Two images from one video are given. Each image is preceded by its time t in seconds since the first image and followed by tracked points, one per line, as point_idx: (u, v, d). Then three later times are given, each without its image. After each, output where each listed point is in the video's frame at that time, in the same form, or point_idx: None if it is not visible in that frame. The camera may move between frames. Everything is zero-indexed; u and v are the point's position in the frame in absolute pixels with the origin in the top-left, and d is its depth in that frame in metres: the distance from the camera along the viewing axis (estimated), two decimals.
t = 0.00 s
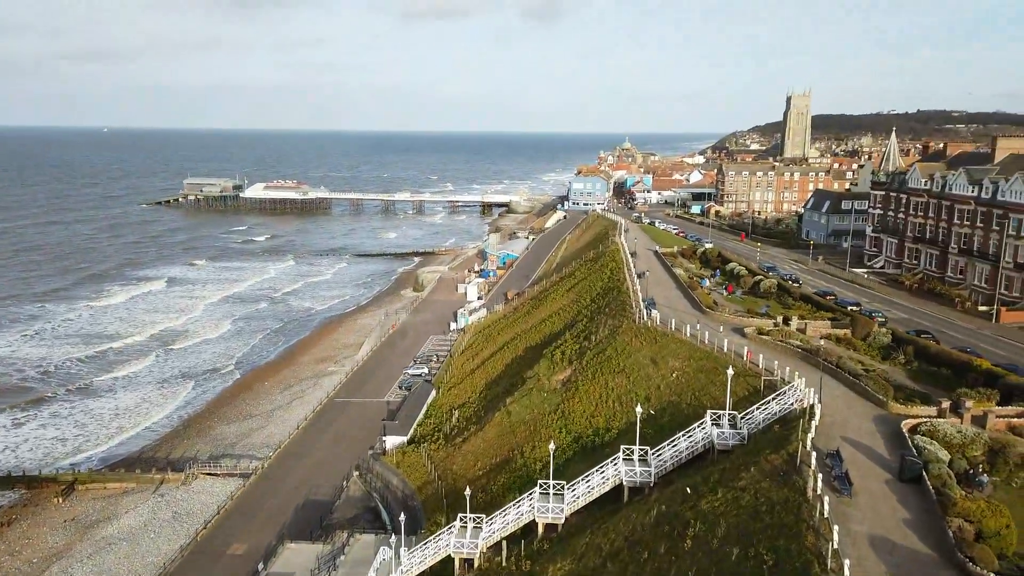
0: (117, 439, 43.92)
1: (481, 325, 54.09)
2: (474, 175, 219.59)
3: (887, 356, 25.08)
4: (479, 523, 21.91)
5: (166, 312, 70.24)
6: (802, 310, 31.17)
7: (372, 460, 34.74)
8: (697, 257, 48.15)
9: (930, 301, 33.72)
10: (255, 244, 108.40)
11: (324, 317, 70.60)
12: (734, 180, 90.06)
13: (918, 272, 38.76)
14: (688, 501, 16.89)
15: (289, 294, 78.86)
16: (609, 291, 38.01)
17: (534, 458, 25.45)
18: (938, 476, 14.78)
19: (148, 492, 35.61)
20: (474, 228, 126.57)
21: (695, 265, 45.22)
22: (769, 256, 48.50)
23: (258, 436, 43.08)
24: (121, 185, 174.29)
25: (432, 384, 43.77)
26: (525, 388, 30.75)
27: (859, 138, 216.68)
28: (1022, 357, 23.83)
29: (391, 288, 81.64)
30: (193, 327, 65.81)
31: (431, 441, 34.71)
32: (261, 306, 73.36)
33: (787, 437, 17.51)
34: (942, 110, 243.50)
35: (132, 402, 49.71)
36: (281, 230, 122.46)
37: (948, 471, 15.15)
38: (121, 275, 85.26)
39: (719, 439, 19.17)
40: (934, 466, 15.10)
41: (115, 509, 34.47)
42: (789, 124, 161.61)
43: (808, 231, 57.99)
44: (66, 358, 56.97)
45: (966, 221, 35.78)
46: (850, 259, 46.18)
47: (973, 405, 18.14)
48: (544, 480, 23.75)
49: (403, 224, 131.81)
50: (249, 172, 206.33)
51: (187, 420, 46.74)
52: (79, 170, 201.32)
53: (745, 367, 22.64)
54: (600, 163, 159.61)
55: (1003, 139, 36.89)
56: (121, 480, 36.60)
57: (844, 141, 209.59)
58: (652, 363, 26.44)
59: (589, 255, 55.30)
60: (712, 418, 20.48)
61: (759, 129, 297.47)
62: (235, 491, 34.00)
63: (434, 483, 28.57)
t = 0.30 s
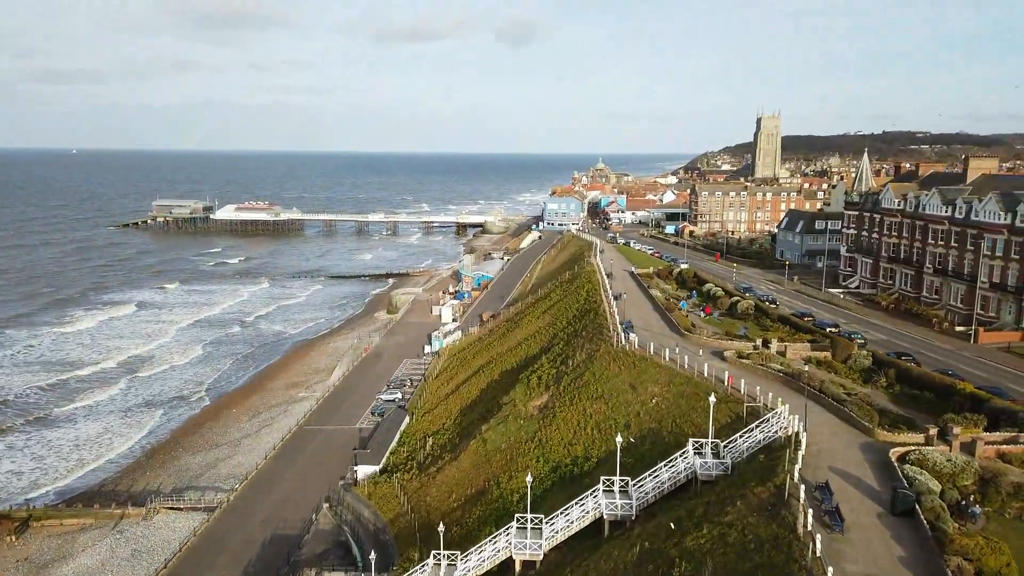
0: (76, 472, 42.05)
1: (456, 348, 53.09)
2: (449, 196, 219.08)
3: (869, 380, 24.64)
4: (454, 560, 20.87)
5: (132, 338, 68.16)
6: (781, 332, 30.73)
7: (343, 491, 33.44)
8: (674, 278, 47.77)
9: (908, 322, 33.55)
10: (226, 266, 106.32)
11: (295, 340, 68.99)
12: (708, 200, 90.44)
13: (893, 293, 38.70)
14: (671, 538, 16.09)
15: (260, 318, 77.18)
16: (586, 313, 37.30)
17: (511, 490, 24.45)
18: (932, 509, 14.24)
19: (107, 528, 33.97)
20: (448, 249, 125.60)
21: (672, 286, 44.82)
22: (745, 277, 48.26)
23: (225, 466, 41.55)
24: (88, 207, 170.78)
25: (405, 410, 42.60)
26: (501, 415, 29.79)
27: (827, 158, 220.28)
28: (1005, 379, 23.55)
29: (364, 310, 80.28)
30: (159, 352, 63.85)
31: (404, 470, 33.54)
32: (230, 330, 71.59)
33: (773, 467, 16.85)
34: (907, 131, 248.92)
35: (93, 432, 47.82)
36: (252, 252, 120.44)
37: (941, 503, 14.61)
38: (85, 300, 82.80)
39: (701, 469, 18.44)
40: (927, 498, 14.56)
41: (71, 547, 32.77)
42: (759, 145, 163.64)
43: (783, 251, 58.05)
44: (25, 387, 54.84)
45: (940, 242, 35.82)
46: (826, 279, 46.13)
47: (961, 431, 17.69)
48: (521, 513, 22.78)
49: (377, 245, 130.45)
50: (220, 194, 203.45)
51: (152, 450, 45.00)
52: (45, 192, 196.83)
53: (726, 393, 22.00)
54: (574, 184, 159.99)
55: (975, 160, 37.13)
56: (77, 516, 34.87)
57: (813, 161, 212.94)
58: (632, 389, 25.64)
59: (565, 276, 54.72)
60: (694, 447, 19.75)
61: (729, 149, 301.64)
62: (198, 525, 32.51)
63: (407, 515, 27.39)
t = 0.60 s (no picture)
0: (32, 500, 40.20)
1: (430, 365, 52.05)
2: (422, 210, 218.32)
3: (850, 397, 24.23)
4: None
5: (94, 358, 65.97)
6: (759, 348, 30.30)
7: (312, 517, 32.21)
8: (650, 292, 47.34)
9: (885, 336, 33.36)
10: (194, 282, 104.03)
11: (265, 358, 67.31)
12: (681, 213, 90.60)
13: (868, 306, 38.62)
14: (656, 570, 15.35)
15: (229, 335, 75.44)
16: (562, 330, 36.60)
17: (487, 516, 23.51)
18: (926, 536, 13.71)
19: (63, 560, 32.34)
20: (422, 263, 124.58)
21: (648, 301, 44.34)
22: (721, 290, 47.99)
23: (190, 491, 40.04)
24: (52, 222, 167.01)
25: (378, 430, 41.46)
26: (475, 437, 28.85)
27: (796, 171, 223.24)
28: (985, 395, 23.32)
29: (336, 326, 78.95)
30: (123, 373, 61.80)
31: (375, 495, 32.40)
32: (198, 348, 69.81)
33: (759, 493, 16.21)
34: (872, 144, 253.71)
35: (51, 457, 45.94)
36: (222, 268, 118.26)
37: (934, 530, 14.10)
38: (47, 319, 80.39)
39: (685, 494, 17.72)
40: (920, 525, 14.02)
41: None
42: (730, 159, 165.50)
43: (757, 264, 58.06)
44: None
45: (915, 255, 35.81)
46: (801, 292, 46.06)
47: (948, 452, 17.24)
48: (497, 542, 21.86)
49: (350, 259, 128.81)
50: (189, 209, 199.86)
51: (113, 475, 43.30)
52: (7, 207, 192.05)
53: (708, 413, 21.37)
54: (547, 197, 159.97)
55: (946, 173, 37.31)
56: (31, 548, 33.19)
57: (782, 174, 215.85)
58: (610, 409, 24.91)
59: (540, 291, 54.08)
60: (676, 470, 19.04)
61: (700, 162, 304.83)
62: (159, 556, 31.04)
63: (378, 543, 26.28)
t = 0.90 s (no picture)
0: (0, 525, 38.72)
1: (414, 381, 51.07)
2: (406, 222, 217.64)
3: (845, 414, 23.64)
4: None
5: (70, 375, 64.30)
6: (751, 364, 29.72)
7: (292, 541, 31.07)
8: (637, 306, 46.78)
9: (877, 350, 32.92)
10: (174, 297, 102.25)
11: (246, 375, 65.89)
12: (666, 226, 90.36)
13: (858, 319, 38.25)
14: None
15: (209, 350, 73.96)
16: (549, 346, 35.86)
17: (473, 542, 22.57)
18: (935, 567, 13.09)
19: None
20: (407, 276, 123.56)
21: (635, 315, 43.74)
22: (708, 304, 47.51)
23: (167, 514, 38.74)
24: (30, 236, 164.36)
25: (361, 448, 40.41)
26: (461, 457, 27.92)
27: (779, 184, 224.74)
28: (982, 412, 22.87)
29: (320, 340, 77.71)
30: (99, 390, 60.21)
31: (358, 518, 31.34)
32: (177, 364, 68.33)
33: (757, 520, 15.52)
34: (853, 157, 256.36)
35: (22, 479, 44.41)
36: (203, 281, 116.58)
37: (943, 560, 13.49)
38: (22, 335, 78.51)
39: (680, 520, 17.02)
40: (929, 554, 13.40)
41: None
42: (713, 172, 166.29)
43: (743, 276, 57.75)
44: None
45: (904, 268, 35.52)
46: (788, 305, 45.68)
47: (951, 474, 16.68)
48: (484, 569, 20.93)
49: (333, 273, 127.48)
50: (171, 222, 197.69)
51: (86, 498, 41.87)
52: None
53: (701, 433, 20.72)
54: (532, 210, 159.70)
55: (935, 186, 37.12)
56: None
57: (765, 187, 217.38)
58: (600, 428, 24.15)
59: (525, 305, 53.39)
60: (670, 493, 18.28)
61: (683, 175, 306.60)
62: None
63: (359, 568, 25.12)
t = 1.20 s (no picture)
0: None
1: (397, 400, 50.07)
2: (390, 239, 216.58)
3: (839, 435, 23.11)
4: None
5: (43, 397, 62.49)
6: (741, 383, 29.16)
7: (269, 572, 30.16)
8: (623, 324, 46.22)
9: (867, 368, 32.51)
10: (152, 315, 100.38)
11: (225, 395, 64.40)
12: (651, 241, 90.20)
13: (846, 336, 37.88)
14: None
15: (188, 370, 72.43)
16: (534, 365, 35.09)
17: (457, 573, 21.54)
18: None
19: None
20: (390, 293, 122.44)
21: (622, 333, 43.19)
22: (695, 321, 47.03)
23: (140, 543, 37.41)
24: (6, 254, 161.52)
25: (342, 471, 39.32)
26: (444, 482, 26.95)
27: (761, 199, 226.33)
28: (978, 432, 22.44)
29: (301, 359, 76.40)
30: (73, 413, 58.49)
31: (338, 546, 30.19)
32: (155, 385, 66.81)
33: (758, 553, 14.78)
34: (832, 173, 259.28)
35: None
36: (183, 299, 114.80)
37: None
38: None
39: (675, 550, 16.07)
40: None
41: None
42: (695, 188, 167.29)
43: (729, 293, 57.40)
44: None
45: (892, 284, 35.24)
46: (776, 322, 45.32)
47: (956, 500, 16.12)
48: None
49: (316, 290, 126.02)
50: (150, 239, 195.02)
51: (56, 526, 40.42)
52: None
53: (694, 458, 20.05)
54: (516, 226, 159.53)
55: (921, 202, 37.14)
56: None
57: (746, 202, 218.94)
58: (588, 452, 23.36)
59: (510, 323, 52.69)
60: (664, 521, 17.41)
61: (665, 191, 308.50)
62: None
63: None
